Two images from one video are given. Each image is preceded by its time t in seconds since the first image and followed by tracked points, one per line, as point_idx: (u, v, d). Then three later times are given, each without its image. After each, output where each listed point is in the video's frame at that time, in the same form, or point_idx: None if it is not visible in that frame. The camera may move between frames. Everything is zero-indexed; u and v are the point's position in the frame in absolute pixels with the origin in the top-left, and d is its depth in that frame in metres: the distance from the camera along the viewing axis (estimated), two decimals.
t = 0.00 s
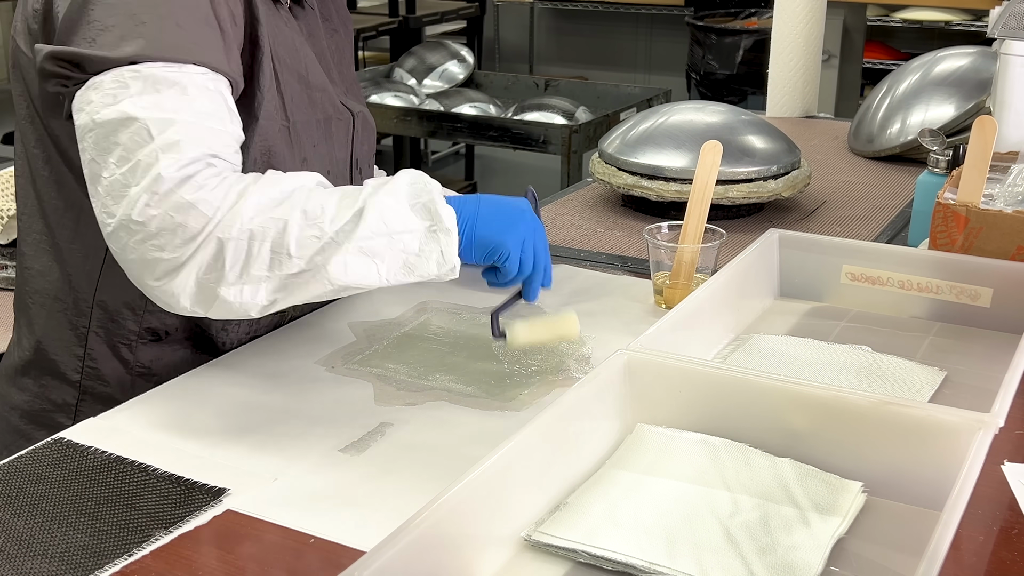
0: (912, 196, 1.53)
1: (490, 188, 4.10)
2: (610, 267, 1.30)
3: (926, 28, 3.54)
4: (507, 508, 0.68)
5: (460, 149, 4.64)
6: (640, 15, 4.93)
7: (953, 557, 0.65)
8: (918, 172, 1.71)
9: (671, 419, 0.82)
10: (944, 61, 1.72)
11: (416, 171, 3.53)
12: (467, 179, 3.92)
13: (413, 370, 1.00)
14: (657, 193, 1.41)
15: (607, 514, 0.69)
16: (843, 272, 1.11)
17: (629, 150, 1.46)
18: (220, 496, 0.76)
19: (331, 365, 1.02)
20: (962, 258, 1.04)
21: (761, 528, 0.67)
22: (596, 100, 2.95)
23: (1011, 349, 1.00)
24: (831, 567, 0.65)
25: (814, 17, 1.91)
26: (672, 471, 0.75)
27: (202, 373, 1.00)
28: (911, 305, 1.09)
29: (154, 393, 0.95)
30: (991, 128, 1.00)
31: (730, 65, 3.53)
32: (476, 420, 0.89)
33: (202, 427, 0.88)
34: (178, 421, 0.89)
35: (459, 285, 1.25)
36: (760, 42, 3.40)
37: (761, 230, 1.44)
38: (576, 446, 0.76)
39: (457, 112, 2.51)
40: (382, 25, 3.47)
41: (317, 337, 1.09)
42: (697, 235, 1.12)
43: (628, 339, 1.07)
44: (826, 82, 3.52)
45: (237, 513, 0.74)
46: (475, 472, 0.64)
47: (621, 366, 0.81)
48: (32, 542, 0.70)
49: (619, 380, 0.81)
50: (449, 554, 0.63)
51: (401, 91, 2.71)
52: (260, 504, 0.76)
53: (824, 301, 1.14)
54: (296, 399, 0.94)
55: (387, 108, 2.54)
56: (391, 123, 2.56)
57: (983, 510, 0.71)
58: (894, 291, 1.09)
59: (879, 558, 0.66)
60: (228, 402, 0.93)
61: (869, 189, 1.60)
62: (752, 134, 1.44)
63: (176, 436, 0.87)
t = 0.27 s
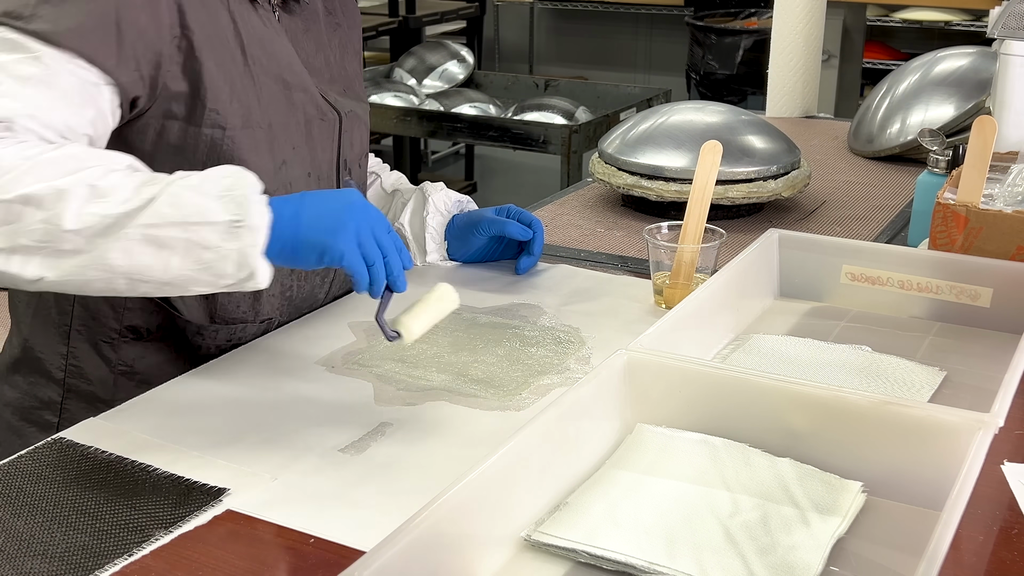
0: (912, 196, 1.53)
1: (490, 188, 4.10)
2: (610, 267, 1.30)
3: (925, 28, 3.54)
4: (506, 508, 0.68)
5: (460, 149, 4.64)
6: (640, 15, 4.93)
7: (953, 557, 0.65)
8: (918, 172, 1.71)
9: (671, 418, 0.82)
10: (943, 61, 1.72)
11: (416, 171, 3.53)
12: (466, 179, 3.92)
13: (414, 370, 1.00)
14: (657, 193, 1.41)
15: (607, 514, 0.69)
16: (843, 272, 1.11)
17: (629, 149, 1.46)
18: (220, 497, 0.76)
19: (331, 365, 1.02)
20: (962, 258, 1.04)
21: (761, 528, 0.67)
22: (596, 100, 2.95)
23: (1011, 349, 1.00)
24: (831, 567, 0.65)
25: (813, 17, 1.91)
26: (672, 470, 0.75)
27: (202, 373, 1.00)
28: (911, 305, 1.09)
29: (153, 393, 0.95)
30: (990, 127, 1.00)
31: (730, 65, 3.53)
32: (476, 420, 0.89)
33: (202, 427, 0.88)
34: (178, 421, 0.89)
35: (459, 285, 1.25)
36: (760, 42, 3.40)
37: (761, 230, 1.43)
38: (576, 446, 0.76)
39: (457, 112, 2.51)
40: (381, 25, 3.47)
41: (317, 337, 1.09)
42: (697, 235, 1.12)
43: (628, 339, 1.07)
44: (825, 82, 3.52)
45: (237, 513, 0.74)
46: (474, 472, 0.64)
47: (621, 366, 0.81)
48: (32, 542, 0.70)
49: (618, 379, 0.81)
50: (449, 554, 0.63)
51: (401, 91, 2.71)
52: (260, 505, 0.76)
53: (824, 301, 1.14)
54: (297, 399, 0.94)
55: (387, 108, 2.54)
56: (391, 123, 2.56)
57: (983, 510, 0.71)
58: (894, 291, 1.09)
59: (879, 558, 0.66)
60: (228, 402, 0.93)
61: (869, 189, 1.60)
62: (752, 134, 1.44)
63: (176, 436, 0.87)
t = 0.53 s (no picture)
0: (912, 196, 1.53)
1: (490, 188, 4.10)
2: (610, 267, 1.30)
3: (926, 28, 3.54)
4: (507, 508, 0.68)
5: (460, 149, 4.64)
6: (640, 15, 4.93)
7: (953, 557, 0.65)
8: (918, 172, 1.71)
9: (671, 418, 0.82)
10: (943, 62, 1.72)
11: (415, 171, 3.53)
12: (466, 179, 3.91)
13: (415, 370, 1.00)
14: (657, 193, 1.40)
15: (607, 514, 0.69)
16: (844, 272, 1.11)
17: (630, 149, 1.46)
18: (220, 496, 0.76)
19: (331, 365, 1.02)
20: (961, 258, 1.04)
21: (761, 528, 0.67)
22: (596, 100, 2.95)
23: (1011, 349, 1.00)
24: (830, 568, 0.65)
25: (814, 17, 1.91)
26: (672, 470, 0.74)
27: (202, 374, 1.00)
28: (910, 305, 1.09)
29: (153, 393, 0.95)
30: (991, 128, 1.00)
31: (730, 65, 3.53)
32: (476, 420, 0.89)
33: (202, 427, 0.88)
34: (178, 421, 0.89)
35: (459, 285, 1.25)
36: (760, 41, 3.40)
37: (762, 230, 1.43)
38: (577, 446, 0.76)
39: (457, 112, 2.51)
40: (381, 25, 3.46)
41: (317, 338, 1.09)
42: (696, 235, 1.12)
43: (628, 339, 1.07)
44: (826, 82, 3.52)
45: (237, 513, 0.74)
46: (473, 473, 0.64)
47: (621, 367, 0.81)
48: (32, 542, 0.70)
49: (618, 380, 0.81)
50: (449, 555, 0.62)
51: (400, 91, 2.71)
52: (260, 505, 0.76)
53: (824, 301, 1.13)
54: (297, 399, 0.94)
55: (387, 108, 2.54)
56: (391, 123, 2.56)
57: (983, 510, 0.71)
58: (894, 292, 1.09)
59: (879, 558, 0.66)
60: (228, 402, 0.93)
61: (869, 189, 1.60)
62: (752, 134, 1.44)
63: (177, 436, 0.87)
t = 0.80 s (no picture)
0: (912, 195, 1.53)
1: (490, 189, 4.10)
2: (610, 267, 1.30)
3: (926, 28, 3.54)
4: (507, 508, 0.68)
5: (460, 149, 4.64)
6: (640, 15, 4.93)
7: (953, 557, 0.65)
8: (918, 172, 1.71)
9: (672, 419, 0.82)
10: (944, 62, 1.72)
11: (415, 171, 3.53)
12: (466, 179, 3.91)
13: (414, 370, 1.00)
14: (657, 193, 1.41)
15: (607, 514, 0.69)
16: (843, 272, 1.11)
17: (630, 150, 1.46)
18: (220, 497, 0.76)
19: (331, 365, 1.02)
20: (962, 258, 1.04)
21: (761, 529, 0.67)
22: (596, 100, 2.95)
23: (1011, 350, 1.00)
24: (830, 568, 0.65)
25: (814, 17, 1.91)
26: (672, 470, 0.75)
27: (203, 374, 1.00)
28: (911, 305, 1.08)
29: (154, 393, 0.95)
30: (991, 129, 1.00)
31: (730, 65, 3.53)
32: (476, 420, 0.89)
33: (202, 428, 0.88)
34: (178, 421, 0.89)
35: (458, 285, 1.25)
36: (760, 41, 3.40)
37: (762, 230, 1.43)
38: (577, 446, 0.76)
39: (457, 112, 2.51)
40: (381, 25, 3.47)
41: (316, 338, 1.09)
42: (696, 235, 1.11)
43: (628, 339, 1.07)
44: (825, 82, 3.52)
45: (237, 513, 0.74)
46: (473, 473, 0.64)
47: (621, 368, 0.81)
48: (31, 542, 0.70)
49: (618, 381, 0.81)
50: (449, 554, 0.62)
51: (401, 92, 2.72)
52: (260, 505, 0.76)
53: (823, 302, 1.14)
54: (297, 399, 0.94)
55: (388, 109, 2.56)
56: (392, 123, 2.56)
57: (983, 510, 0.71)
58: (894, 292, 1.09)
59: (878, 558, 0.66)
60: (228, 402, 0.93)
61: (869, 189, 1.60)
62: (752, 134, 1.44)
63: (176, 436, 0.87)
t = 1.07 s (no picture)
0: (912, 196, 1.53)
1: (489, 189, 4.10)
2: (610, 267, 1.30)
3: (925, 28, 3.54)
4: (506, 508, 0.68)
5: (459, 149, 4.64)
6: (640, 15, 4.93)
7: (953, 557, 0.65)
8: (918, 172, 1.71)
9: (671, 419, 0.82)
10: (943, 61, 1.72)
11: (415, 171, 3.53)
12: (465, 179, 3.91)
13: (414, 370, 1.00)
14: (657, 193, 1.41)
15: (607, 514, 0.69)
16: (844, 272, 1.11)
17: (630, 149, 1.46)
18: (220, 496, 0.76)
19: (331, 365, 1.02)
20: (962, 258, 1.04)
21: (761, 528, 0.67)
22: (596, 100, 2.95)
23: (1011, 350, 1.00)
24: (830, 568, 0.65)
25: (814, 17, 1.91)
26: (672, 470, 0.75)
27: (202, 373, 1.00)
28: (911, 305, 1.09)
29: (154, 393, 0.95)
30: (990, 129, 1.00)
31: (730, 65, 3.53)
32: (475, 420, 0.89)
33: (202, 427, 0.88)
34: (178, 421, 0.89)
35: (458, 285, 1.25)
36: (760, 41, 3.40)
37: (762, 230, 1.43)
38: (577, 446, 0.76)
39: (457, 112, 2.51)
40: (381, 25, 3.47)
41: (316, 338, 1.09)
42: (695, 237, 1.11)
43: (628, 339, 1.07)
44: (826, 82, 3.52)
45: (237, 513, 0.74)
46: (473, 473, 0.64)
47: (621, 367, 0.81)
48: (31, 542, 0.70)
49: (617, 380, 0.81)
50: (448, 554, 0.62)
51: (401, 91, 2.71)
52: (260, 504, 0.76)
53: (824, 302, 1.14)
54: (297, 399, 0.94)
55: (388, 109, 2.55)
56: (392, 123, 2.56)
57: (983, 510, 0.71)
58: (895, 292, 1.09)
59: (878, 558, 0.66)
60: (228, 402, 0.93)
61: (869, 189, 1.60)
62: (752, 134, 1.44)
63: (176, 436, 0.87)
